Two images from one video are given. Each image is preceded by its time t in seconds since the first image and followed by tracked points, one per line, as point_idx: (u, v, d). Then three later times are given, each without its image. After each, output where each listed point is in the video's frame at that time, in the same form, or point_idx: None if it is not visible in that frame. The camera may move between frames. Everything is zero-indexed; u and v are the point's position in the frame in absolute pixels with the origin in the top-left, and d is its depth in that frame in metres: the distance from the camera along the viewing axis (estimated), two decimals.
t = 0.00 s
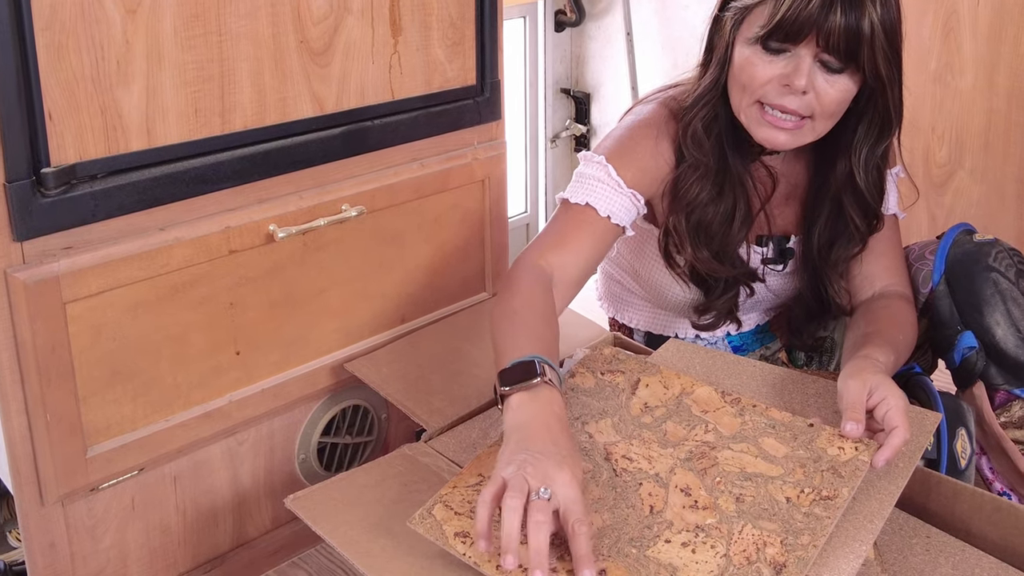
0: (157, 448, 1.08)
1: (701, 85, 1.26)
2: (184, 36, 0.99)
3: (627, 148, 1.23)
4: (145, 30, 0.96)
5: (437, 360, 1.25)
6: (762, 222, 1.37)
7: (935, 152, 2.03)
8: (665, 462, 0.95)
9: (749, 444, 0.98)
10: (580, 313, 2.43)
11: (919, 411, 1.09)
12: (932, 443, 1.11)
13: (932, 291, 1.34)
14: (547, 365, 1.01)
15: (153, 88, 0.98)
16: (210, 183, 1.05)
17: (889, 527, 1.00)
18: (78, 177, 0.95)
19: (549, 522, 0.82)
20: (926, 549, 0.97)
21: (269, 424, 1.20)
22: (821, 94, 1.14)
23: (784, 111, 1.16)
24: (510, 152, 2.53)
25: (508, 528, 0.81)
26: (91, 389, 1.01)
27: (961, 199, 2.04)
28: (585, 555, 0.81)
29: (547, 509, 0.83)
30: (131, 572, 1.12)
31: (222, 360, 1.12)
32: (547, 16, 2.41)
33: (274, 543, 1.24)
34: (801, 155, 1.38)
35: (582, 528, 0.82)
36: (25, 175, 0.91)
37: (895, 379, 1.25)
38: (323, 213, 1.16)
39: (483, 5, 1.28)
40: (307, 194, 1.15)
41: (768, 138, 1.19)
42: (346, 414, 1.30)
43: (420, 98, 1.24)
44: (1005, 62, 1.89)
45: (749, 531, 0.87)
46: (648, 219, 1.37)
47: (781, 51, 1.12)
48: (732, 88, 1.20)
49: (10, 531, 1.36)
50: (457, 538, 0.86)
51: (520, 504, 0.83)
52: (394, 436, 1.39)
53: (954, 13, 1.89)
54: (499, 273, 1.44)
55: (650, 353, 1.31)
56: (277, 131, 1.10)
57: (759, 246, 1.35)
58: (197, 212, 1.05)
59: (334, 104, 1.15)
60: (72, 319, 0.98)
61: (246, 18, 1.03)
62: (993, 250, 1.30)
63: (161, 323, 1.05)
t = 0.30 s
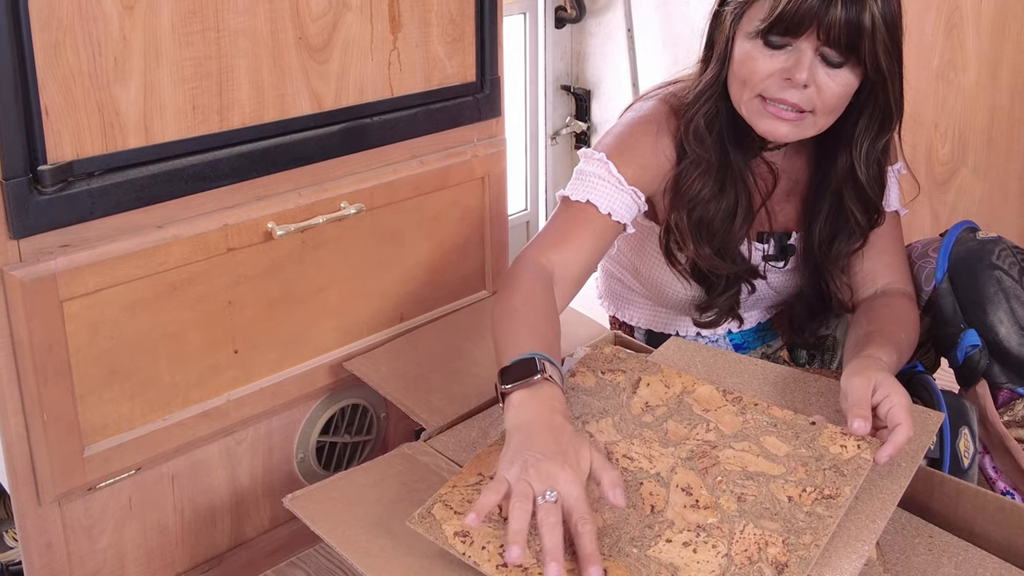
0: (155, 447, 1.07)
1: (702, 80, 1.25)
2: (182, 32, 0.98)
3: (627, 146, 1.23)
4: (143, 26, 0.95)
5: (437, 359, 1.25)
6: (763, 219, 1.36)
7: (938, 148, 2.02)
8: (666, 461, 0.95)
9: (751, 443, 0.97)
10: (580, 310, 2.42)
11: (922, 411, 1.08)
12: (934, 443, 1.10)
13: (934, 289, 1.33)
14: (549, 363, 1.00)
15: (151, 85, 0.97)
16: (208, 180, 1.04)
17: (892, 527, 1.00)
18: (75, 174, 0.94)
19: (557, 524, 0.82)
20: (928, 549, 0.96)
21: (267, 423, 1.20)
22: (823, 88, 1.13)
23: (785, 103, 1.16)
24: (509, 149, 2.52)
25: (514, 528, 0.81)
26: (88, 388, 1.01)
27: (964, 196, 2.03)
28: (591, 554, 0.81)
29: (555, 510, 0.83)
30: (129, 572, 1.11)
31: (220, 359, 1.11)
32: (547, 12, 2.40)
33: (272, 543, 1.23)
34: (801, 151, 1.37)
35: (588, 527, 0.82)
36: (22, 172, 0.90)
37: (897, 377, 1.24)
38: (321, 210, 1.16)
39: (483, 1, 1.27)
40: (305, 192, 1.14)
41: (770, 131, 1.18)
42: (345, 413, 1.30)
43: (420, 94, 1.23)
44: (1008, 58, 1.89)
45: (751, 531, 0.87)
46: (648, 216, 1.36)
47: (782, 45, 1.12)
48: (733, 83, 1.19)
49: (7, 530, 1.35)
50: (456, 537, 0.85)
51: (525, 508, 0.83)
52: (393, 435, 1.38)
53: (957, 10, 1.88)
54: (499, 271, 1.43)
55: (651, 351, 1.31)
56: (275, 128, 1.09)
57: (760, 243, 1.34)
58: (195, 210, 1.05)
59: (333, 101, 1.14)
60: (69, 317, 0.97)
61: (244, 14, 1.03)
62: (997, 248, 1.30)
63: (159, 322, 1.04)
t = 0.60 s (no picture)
0: (153, 446, 1.07)
1: (704, 77, 1.24)
2: (179, 28, 0.97)
3: (629, 143, 1.22)
4: (140, 23, 0.94)
5: (436, 357, 1.24)
6: (765, 217, 1.36)
7: (940, 146, 2.01)
8: (667, 461, 0.94)
9: (752, 442, 0.97)
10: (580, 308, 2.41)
11: (926, 410, 1.08)
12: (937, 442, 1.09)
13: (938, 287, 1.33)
14: (553, 363, 1.00)
15: (148, 81, 0.97)
16: (206, 178, 1.03)
17: (894, 527, 0.99)
18: (72, 171, 0.93)
19: (569, 529, 0.81)
20: (931, 549, 0.96)
21: (265, 422, 1.19)
22: (826, 84, 1.13)
23: (789, 101, 1.15)
24: (509, 146, 2.51)
25: (524, 535, 0.80)
26: (85, 386, 1.00)
27: (967, 193, 2.02)
28: (604, 554, 0.80)
29: (566, 516, 0.82)
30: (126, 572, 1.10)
31: (218, 358, 1.11)
32: (548, 9, 2.39)
33: (271, 543, 1.23)
34: (804, 149, 1.37)
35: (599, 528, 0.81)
36: (19, 169, 0.89)
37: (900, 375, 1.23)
38: (320, 208, 1.15)
39: None
40: (304, 189, 1.13)
41: (772, 133, 1.17)
42: (344, 412, 1.29)
43: (419, 91, 1.22)
44: (1011, 54, 1.89)
45: (753, 531, 0.86)
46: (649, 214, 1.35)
47: (786, 40, 1.11)
48: (736, 79, 1.18)
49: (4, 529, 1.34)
50: (456, 537, 0.85)
51: (535, 517, 0.82)
52: (392, 434, 1.37)
53: (960, 6, 1.87)
54: (499, 269, 1.42)
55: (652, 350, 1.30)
56: (274, 125, 1.08)
57: (762, 241, 1.33)
58: (192, 207, 1.04)
59: (332, 98, 1.13)
60: (66, 315, 0.96)
61: (242, 10, 1.02)
62: (1001, 245, 1.29)
63: (156, 320, 1.04)
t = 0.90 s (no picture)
0: (150, 445, 1.06)
1: (706, 73, 1.23)
2: (177, 25, 0.97)
3: (630, 140, 1.21)
4: (138, 19, 0.94)
5: (436, 355, 1.24)
6: (767, 214, 1.35)
7: (943, 143, 1.99)
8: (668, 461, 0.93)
9: (754, 443, 0.96)
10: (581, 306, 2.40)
11: (928, 408, 1.07)
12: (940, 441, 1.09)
13: (938, 287, 1.33)
14: (560, 349, 1.01)
15: (146, 78, 0.96)
16: (204, 175, 1.03)
17: (896, 527, 0.98)
18: (69, 169, 0.92)
19: (601, 515, 0.83)
20: (933, 549, 0.95)
21: (263, 421, 1.18)
22: (828, 79, 1.12)
23: (791, 96, 1.14)
24: (509, 143, 2.51)
25: (557, 527, 0.82)
26: (82, 385, 0.99)
27: (970, 190, 2.02)
28: (636, 533, 0.82)
29: (596, 502, 0.84)
30: (123, 572, 1.10)
31: (216, 356, 1.10)
32: (548, 5, 2.39)
33: (269, 543, 1.22)
34: (805, 146, 1.36)
35: (630, 510, 0.84)
36: (15, 166, 0.89)
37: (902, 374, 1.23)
38: (319, 205, 1.14)
39: None
40: (302, 186, 1.13)
41: (775, 127, 1.17)
42: (343, 411, 1.28)
43: (418, 88, 1.22)
44: (1014, 50, 1.88)
45: (754, 530, 0.85)
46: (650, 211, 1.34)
47: (789, 34, 1.10)
48: (737, 75, 1.17)
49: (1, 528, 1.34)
50: (455, 535, 0.84)
51: (566, 507, 0.83)
52: (391, 433, 1.37)
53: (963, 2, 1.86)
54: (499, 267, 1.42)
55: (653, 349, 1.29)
56: (272, 122, 1.08)
57: (764, 238, 1.32)
58: (190, 205, 1.03)
59: (330, 94, 1.13)
60: (63, 314, 0.96)
61: (241, 6, 1.01)
62: (1004, 244, 1.28)
63: (153, 318, 1.03)
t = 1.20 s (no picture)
0: (148, 445, 1.05)
1: (707, 70, 1.22)
2: (175, 21, 0.96)
3: (630, 137, 1.21)
4: (135, 15, 0.93)
5: (435, 354, 1.23)
6: (768, 212, 1.34)
7: (946, 140, 1.99)
8: (669, 459, 0.93)
9: (755, 441, 0.95)
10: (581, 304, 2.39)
11: (931, 407, 1.06)
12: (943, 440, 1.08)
13: (943, 284, 1.31)
14: (534, 356, 0.98)
15: (143, 75, 0.95)
16: (202, 173, 1.02)
17: (899, 526, 0.98)
18: (66, 166, 0.92)
19: (534, 533, 0.81)
20: (936, 549, 0.94)
21: (262, 420, 1.18)
22: (831, 73, 1.12)
23: (794, 90, 1.13)
24: (509, 140, 2.50)
25: (490, 542, 0.80)
26: (79, 384, 0.99)
27: (973, 187, 2.01)
28: (563, 555, 0.79)
29: (532, 519, 0.82)
30: (121, 572, 1.09)
31: (214, 355, 1.09)
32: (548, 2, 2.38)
33: (267, 542, 1.21)
34: (807, 142, 1.35)
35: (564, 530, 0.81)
36: (12, 164, 0.88)
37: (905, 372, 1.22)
38: (318, 203, 1.13)
39: None
40: (301, 184, 1.12)
41: (777, 121, 1.16)
42: (341, 410, 1.28)
43: (417, 85, 1.21)
44: (1017, 47, 1.87)
45: (756, 530, 0.85)
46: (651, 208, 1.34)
47: (791, 29, 1.10)
48: (739, 70, 1.17)
49: None
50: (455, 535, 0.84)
51: (500, 522, 0.81)
52: (391, 432, 1.36)
53: None
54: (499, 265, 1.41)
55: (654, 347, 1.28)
56: (271, 119, 1.07)
57: (765, 236, 1.31)
58: (188, 203, 1.03)
59: (329, 91, 1.12)
60: (60, 312, 0.95)
61: (239, 2, 1.00)
62: (1009, 241, 1.27)
63: (151, 317, 1.02)
